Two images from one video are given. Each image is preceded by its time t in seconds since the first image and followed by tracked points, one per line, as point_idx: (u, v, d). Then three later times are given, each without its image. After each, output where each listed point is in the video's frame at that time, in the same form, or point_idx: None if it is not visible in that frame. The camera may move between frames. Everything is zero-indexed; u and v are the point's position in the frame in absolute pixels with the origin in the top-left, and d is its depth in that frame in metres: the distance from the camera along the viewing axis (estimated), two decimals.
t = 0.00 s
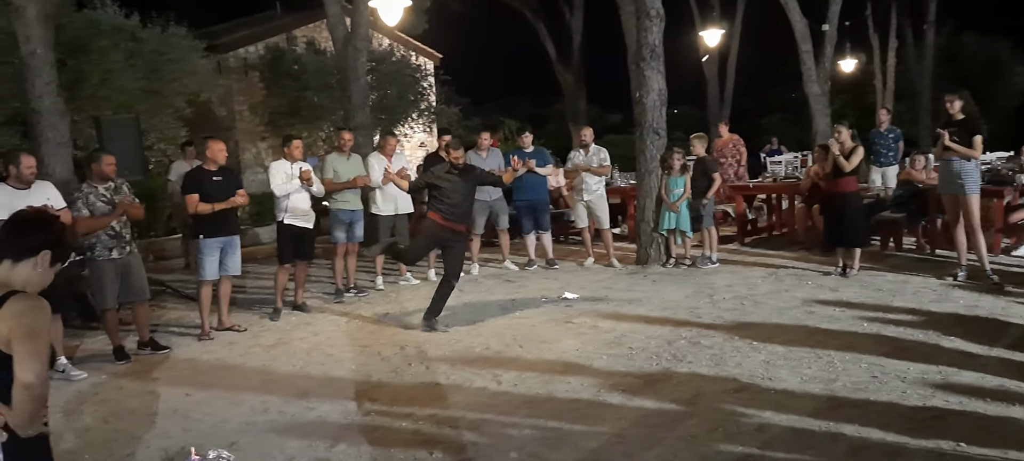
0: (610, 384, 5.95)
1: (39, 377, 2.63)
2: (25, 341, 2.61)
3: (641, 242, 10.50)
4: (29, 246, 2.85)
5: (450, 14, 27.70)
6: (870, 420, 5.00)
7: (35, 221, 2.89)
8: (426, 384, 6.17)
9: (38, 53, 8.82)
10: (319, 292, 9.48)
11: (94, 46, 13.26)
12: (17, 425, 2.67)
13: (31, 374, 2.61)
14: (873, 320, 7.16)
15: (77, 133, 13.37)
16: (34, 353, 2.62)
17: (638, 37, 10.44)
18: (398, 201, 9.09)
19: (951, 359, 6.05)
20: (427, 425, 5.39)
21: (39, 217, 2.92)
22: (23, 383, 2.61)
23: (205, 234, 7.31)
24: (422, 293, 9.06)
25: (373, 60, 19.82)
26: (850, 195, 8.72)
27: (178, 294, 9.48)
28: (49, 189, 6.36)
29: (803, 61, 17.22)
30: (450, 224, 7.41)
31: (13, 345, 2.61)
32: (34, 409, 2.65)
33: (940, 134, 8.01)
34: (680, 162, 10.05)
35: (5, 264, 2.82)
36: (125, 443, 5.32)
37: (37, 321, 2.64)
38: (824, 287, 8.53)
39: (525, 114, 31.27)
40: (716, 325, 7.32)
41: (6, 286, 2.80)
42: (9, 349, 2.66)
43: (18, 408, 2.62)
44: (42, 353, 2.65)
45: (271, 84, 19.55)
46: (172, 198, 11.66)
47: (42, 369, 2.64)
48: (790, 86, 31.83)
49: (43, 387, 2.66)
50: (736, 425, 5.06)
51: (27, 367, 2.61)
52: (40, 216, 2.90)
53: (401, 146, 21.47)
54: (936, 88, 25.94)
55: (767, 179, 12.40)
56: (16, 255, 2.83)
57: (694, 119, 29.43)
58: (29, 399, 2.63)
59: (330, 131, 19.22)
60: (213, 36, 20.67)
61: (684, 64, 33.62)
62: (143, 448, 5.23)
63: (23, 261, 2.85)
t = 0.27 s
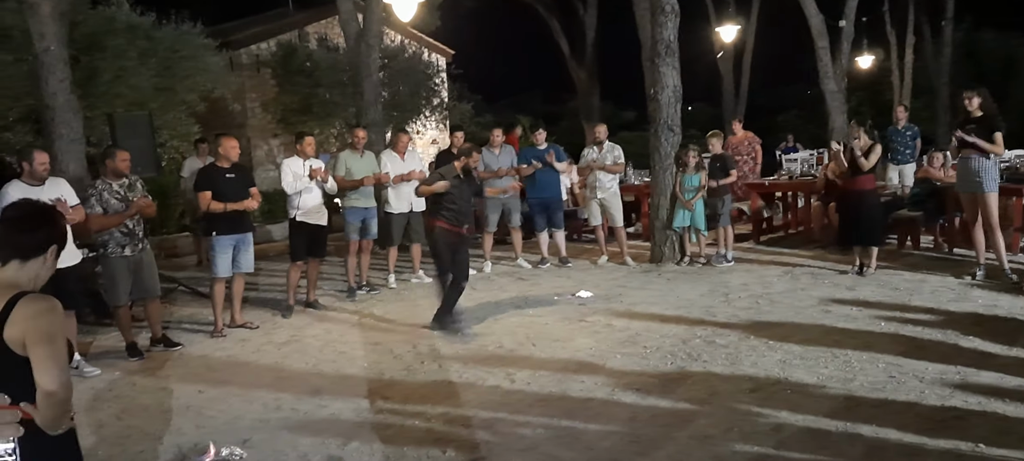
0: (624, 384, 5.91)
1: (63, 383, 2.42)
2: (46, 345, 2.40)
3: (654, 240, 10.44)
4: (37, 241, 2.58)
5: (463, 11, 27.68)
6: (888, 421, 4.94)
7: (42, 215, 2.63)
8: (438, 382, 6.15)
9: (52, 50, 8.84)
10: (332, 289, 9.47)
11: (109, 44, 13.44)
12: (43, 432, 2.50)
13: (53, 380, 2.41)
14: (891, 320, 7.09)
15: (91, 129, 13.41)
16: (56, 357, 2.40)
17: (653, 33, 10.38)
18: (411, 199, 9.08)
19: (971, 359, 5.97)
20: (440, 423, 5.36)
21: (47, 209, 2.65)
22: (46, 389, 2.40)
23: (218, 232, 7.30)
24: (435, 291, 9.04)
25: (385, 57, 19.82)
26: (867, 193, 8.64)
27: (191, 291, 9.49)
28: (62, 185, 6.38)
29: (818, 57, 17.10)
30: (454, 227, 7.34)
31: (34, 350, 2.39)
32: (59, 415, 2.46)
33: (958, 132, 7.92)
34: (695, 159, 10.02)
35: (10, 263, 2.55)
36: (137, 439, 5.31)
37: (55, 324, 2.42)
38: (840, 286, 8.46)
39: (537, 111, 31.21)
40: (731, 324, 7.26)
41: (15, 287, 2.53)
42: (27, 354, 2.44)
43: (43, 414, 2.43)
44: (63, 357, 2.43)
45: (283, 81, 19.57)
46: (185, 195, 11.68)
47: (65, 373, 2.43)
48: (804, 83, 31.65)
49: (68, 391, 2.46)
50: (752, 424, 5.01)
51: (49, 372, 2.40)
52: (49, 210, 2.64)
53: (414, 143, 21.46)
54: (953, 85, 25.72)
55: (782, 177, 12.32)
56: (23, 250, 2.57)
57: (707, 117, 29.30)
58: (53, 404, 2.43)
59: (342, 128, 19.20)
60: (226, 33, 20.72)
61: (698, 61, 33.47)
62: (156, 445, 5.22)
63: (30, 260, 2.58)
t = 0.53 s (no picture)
0: (634, 379, 5.92)
1: (76, 381, 2.46)
2: (60, 343, 2.41)
3: (663, 236, 10.45)
4: (43, 239, 2.61)
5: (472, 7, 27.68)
6: (898, 417, 4.94)
7: (46, 212, 2.65)
8: (448, 376, 6.17)
9: (64, 45, 8.89)
10: (342, 284, 9.51)
11: (120, 38, 13.61)
12: (60, 425, 2.54)
13: (66, 378, 2.44)
14: (901, 316, 7.09)
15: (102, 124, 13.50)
16: (69, 355, 2.43)
17: (662, 28, 10.38)
18: (420, 192, 9.06)
19: (982, 355, 5.97)
20: (450, 417, 5.38)
21: (51, 206, 2.67)
22: (60, 388, 2.44)
23: (229, 226, 7.33)
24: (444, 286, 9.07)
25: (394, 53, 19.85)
26: (877, 189, 8.63)
27: (202, 285, 9.55)
28: (74, 179, 6.43)
29: (829, 53, 17.05)
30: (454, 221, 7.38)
31: (47, 349, 2.40)
32: (75, 410, 2.50)
33: (969, 127, 7.91)
34: (704, 155, 10.03)
35: (20, 260, 2.58)
36: (150, 432, 5.36)
37: (68, 322, 2.45)
38: (850, 282, 8.45)
39: (546, 107, 31.21)
40: (740, 320, 7.27)
41: (28, 282, 2.55)
42: (41, 350, 2.45)
43: (59, 411, 2.47)
44: (76, 355, 2.45)
45: (293, 77, 19.62)
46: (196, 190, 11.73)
47: (77, 371, 2.46)
48: (814, 79, 31.55)
49: (80, 387, 2.49)
50: (761, 420, 5.02)
51: (62, 371, 2.43)
52: (53, 206, 2.66)
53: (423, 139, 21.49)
54: (964, 81, 25.60)
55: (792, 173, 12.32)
56: (33, 248, 2.60)
57: (716, 113, 29.25)
58: (69, 400, 2.47)
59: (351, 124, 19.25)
60: (236, 29, 20.80)
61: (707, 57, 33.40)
62: (168, 438, 5.26)
63: (40, 255, 2.62)
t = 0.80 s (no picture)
0: (640, 374, 5.93)
1: (81, 374, 2.48)
2: (69, 337, 2.44)
3: (669, 231, 10.43)
4: (49, 234, 2.62)
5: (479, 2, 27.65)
6: (904, 413, 4.94)
7: (50, 205, 2.64)
8: (454, 371, 6.19)
9: (72, 39, 8.90)
10: (347, 278, 9.54)
11: (128, 33, 13.67)
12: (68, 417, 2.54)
13: (73, 372, 2.45)
14: (907, 312, 7.08)
15: (109, 119, 13.53)
16: (75, 350, 2.46)
17: (669, 23, 10.35)
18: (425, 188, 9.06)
19: (988, 351, 5.96)
20: (456, 412, 5.40)
21: (57, 200, 2.67)
22: (65, 380, 2.45)
23: (236, 221, 7.35)
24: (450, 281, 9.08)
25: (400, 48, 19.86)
26: (884, 185, 8.61)
27: (209, 280, 9.58)
28: (82, 173, 6.45)
29: (836, 48, 17.00)
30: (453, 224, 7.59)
31: (53, 343, 2.43)
32: (82, 402, 2.52)
33: (977, 123, 7.88)
34: (710, 151, 10.00)
35: (28, 254, 2.59)
36: (157, 425, 5.39)
37: (75, 315, 2.47)
38: (856, 278, 8.44)
39: (552, 102, 31.18)
40: (746, 315, 7.27)
41: (36, 276, 2.57)
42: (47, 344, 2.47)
43: (66, 403, 2.48)
44: (81, 349, 2.48)
45: (299, 72, 19.63)
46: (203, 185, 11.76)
47: (82, 364, 2.49)
48: (821, 75, 31.46)
49: (85, 380, 2.51)
50: (767, 415, 5.02)
51: (67, 365, 2.45)
52: (57, 198, 2.65)
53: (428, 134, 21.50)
54: (972, 77, 25.51)
55: (799, 169, 12.32)
56: (40, 243, 2.61)
57: (723, 109, 29.20)
58: (75, 393, 2.49)
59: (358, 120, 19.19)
60: (243, 23, 20.80)
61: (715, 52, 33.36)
62: (176, 431, 5.29)
63: (47, 249, 2.63)
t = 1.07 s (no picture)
0: (643, 368, 5.93)
1: (85, 362, 2.47)
2: (71, 326, 2.44)
3: (672, 226, 10.42)
4: (47, 227, 2.62)
5: None
6: (908, 408, 4.94)
7: (48, 196, 2.63)
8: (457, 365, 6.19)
9: (76, 33, 8.91)
10: (351, 272, 9.54)
11: (132, 27, 13.69)
12: (73, 407, 2.53)
13: (76, 361, 2.45)
14: (911, 307, 7.07)
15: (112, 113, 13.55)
16: (79, 338, 2.45)
17: (673, 18, 10.33)
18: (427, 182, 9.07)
19: (991, 347, 5.95)
20: (459, 406, 5.40)
21: (56, 191, 2.66)
22: (69, 369, 2.45)
23: (240, 214, 7.37)
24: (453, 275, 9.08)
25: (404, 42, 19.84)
26: (889, 180, 8.59)
27: (212, 273, 9.59)
28: (85, 166, 6.45)
29: (841, 43, 16.96)
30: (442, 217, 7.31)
31: (56, 331, 2.43)
32: (87, 391, 2.51)
33: (983, 118, 7.85)
34: (713, 146, 9.96)
35: (29, 247, 2.59)
36: (161, 418, 5.40)
37: (77, 304, 2.47)
38: (860, 274, 8.43)
39: (555, 97, 31.15)
40: (749, 310, 7.27)
41: (38, 268, 2.57)
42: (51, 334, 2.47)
43: (71, 392, 2.47)
44: (85, 337, 2.48)
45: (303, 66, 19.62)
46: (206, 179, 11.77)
47: (86, 352, 2.48)
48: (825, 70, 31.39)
49: (90, 368, 2.50)
50: (770, 410, 5.02)
51: (71, 353, 2.44)
52: (54, 189, 2.63)
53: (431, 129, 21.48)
54: (977, 72, 25.44)
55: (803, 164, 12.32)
56: (39, 237, 2.60)
57: (726, 104, 29.15)
58: (80, 383, 2.48)
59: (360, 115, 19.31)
60: (246, 17, 20.79)
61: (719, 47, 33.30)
62: (180, 424, 5.30)
63: (47, 242, 2.63)
